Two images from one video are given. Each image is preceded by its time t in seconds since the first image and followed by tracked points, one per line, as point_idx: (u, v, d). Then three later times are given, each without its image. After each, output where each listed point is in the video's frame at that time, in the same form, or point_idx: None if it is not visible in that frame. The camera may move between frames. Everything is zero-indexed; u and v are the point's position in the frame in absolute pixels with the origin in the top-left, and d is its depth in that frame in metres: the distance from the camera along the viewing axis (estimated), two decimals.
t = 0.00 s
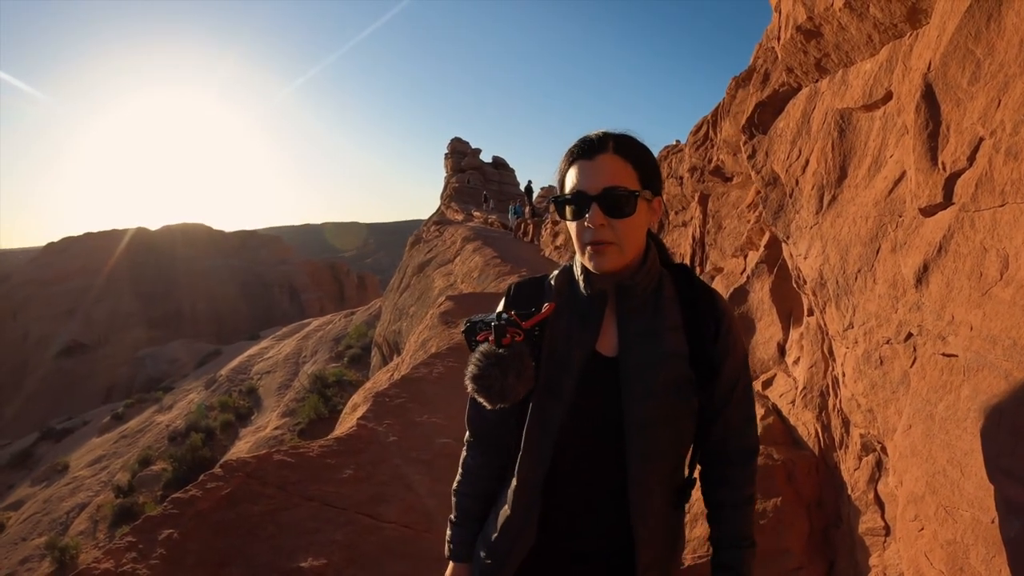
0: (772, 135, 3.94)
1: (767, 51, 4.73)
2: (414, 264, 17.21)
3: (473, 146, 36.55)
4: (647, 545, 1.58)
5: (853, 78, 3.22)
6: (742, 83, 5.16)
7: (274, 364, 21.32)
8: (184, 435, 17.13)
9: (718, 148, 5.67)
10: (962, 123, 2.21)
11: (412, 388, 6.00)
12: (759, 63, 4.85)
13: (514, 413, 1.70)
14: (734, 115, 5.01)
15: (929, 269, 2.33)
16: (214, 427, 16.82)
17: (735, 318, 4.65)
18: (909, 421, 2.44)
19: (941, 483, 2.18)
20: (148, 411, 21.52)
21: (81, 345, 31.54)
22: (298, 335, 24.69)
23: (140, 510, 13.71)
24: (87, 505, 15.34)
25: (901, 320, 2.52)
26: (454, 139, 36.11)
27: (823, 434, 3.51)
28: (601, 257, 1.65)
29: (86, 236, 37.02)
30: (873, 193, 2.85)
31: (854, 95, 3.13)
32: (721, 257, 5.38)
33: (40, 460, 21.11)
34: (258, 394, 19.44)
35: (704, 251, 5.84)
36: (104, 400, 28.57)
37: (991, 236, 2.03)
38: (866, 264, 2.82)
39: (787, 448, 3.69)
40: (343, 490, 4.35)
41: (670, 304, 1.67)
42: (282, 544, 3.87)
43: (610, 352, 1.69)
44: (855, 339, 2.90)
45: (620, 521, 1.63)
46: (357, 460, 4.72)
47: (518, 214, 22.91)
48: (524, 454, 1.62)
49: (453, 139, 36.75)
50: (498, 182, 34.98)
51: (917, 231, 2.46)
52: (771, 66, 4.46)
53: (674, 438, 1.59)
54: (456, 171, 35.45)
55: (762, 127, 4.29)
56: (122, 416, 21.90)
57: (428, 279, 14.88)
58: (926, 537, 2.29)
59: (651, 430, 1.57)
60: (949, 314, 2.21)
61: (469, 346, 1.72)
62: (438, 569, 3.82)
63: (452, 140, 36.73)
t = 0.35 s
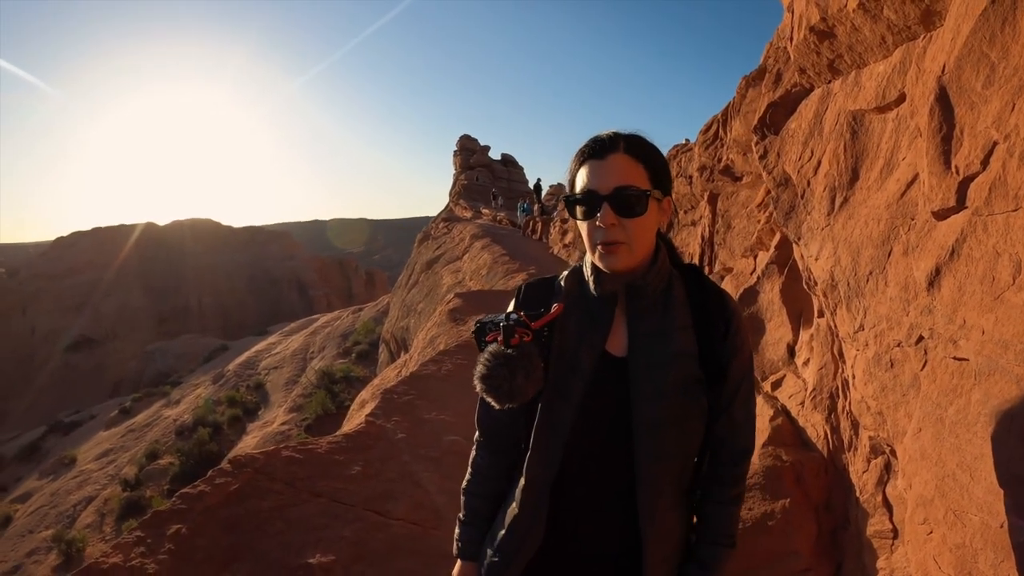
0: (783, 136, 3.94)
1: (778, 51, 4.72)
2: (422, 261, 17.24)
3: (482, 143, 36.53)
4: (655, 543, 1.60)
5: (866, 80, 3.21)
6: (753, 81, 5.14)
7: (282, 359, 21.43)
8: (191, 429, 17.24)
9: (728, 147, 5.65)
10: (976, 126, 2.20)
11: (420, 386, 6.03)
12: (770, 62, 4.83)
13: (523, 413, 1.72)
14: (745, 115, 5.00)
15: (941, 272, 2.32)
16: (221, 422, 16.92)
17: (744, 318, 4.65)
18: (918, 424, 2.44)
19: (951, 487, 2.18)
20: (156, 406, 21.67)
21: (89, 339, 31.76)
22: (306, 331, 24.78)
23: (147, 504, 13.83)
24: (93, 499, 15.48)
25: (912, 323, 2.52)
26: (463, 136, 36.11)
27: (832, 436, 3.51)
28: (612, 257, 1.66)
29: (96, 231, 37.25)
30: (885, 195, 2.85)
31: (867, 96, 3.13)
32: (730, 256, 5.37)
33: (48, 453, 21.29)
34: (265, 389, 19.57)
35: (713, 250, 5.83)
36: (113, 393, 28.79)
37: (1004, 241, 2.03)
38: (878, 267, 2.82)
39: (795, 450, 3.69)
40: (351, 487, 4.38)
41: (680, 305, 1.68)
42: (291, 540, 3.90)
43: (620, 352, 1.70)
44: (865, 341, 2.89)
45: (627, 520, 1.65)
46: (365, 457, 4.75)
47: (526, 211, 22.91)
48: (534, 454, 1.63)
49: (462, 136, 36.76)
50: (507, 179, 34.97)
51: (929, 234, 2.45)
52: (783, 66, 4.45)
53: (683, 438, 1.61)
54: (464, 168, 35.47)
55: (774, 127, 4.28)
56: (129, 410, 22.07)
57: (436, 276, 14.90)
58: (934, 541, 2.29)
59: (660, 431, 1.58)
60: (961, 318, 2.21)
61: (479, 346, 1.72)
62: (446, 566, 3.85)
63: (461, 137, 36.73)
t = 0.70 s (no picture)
0: (796, 140, 3.94)
1: (792, 51, 4.71)
2: (433, 256, 17.29)
3: (494, 139, 36.54)
4: (666, 549, 1.63)
5: (879, 86, 3.22)
6: (766, 80, 5.14)
7: (292, 353, 21.60)
8: (201, 421, 17.40)
9: (740, 147, 5.65)
10: (987, 139, 2.21)
11: (431, 382, 6.09)
12: (783, 63, 4.83)
13: (537, 421, 1.76)
14: (757, 115, 5.01)
15: (950, 283, 2.34)
16: (230, 414, 17.08)
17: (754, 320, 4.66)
18: (925, 433, 2.46)
19: (955, 496, 2.21)
20: (166, 398, 21.91)
21: (102, 331, 32.06)
22: (316, 324, 24.92)
23: (157, 496, 14.01)
24: (103, 489, 15.68)
25: (921, 332, 2.53)
26: (474, 131, 36.11)
27: (840, 440, 3.52)
28: (626, 270, 1.69)
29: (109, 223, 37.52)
30: (896, 203, 2.86)
31: (880, 103, 3.13)
32: (741, 257, 5.38)
33: (59, 443, 21.53)
34: (274, 382, 19.73)
35: (724, 249, 5.84)
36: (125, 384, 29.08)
37: (1014, 255, 2.04)
38: (888, 274, 2.83)
39: (803, 453, 3.71)
40: (361, 484, 4.44)
41: (689, 314, 1.71)
42: (301, 536, 3.96)
43: (632, 360, 1.73)
44: (874, 347, 2.91)
45: (638, 525, 1.68)
46: (375, 453, 4.80)
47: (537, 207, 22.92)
48: (548, 460, 1.67)
49: (473, 132, 36.76)
50: (518, 174, 34.98)
51: (939, 245, 2.47)
52: (797, 70, 4.44)
53: (692, 447, 1.64)
54: (476, 163, 35.49)
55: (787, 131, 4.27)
56: (140, 402, 22.32)
57: (447, 271, 14.96)
58: (938, 548, 2.31)
59: (670, 439, 1.61)
60: (968, 329, 2.22)
61: (495, 357, 1.76)
62: (454, 563, 3.91)
63: (472, 132, 36.77)
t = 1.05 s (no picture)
0: (808, 144, 3.95)
1: (805, 53, 4.70)
2: (444, 251, 17.33)
3: (505, 134, 36.55)
4: (673, 551, 1.68)
5: (891, 92, 3.22)
6: (778, 79, 5.14)
7: (302, 347, 21.75)
8: (212, 415, 17.54)
9: (752, 144, 5.65)
10: (998, 150, 2.23)
11: (442, 379, 6.15)
12: (796, 62, 4.82)
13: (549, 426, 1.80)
14: (770, 114, 5.00)
15: (959, 293, 2.36)
16: (241, 408, 17.23)
17: (765, 322, 4.68)
18: (932, 440, 2.49)
19: (959, 504, 2.24)
20: (177, 391, 22.11)
21: (114, 325, 32.29)
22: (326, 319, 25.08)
23: (167, 488, 14.17)
24: (114, 482, 15.85)
25: (929, 339, 2.55)
26: (485, 126, 36.15)
27: (848, 444, 3.54)
28: (635, 274, 1.73)
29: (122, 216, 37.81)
30: (906, 210, 2.87)
31: (891, 109, 3.14)
32: (752, 256, 5.38)
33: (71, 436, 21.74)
34: (285, 376, 19.89)
35: (734, 248, 5.85)
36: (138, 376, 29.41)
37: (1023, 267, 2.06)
38: (898, 281, 2.85)
39: (811, 457, 3.73)
40: (373, 480, 4.50)
41: (697, 322, 1.75)
42: (314, 533, 4.02)
43: (641, 367, 1.77)
44: (883, 353, 2.93)
45: (646, 528, 1.72)
46: (386, 450, 4.86)
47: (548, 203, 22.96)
48: (558, 466, 1.71)
49: (484, 127, 36.80)
50: (529, 170, 35.00)
51: (948, 253, 2.49)
52: (809, 72, 4.44)
53: (700, 453, 1.68)
54: (487, 158, 35.56)
55: (799, 134, 4.28)
56: (151, 395, 22.52)
57: (458, 267, 15.00)
58: (942, 555, 2.34)
59: (678, 447, 1.65)
60: (976, 339, 2.24)
61: (508, 364, 1.80)
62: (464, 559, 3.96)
63: (484, 127, 36.77)
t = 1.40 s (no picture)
0: (821, 147, 3.95)
1: (818, 54, 4.69)
2: (455, 245, 17.36)
3: (517, 128, 36.53)
4: (681, 553, 1.71)
5: (906, 97, 3.21)
6: (792, 76, 5.13)
7: (313, 340, 21.89)
8: (222, 406, 17.69)
9: (765, 143, 5.64)
10: (1012, 161, 2.24)
11: (453, 375, 6.20)
12: (810, 62, 4.81)
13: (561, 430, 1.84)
14: (783, 112, 4.99)
15: (969, 303, 2.37)
16: (251, 400, 17.38)
17: (775, 324, 4.68)
18: (939, 447, 2.51)
19: (965, 512, 2.26)
20: (188, 382, 22.34)
21: (127, 317, 32.61)
22: (337, 312, 25.20)
23: (176, 479, 14.35)
24: (124, 473, 16.06)
25: (939, 347, 2.57)
26: (497, 120, 36.13)
27: (857, 448, 3.55)
28: (655, 280, 1.75)
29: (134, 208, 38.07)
30: (919, 217, 2.88)
31: (906, 114, 3.13)
32: (764, 255, 5.38)
33: (82, 426, 22.01)
34: (295, 368, 20.03)
35: (746, 246, 5.85)
36: (150, 367, 29.70)
37: None
38: (909, 287, 2.86)
39: (820, 460, 3.75)
40: (384, 476, 4.56)
41: (708, 328, 1.77)
42: (325, 528, 4.09)
43: (653, 373, 1.80)
44: (893, 358, 2.94)
45: (655, 531, 1.76)
46: (397, 446, 4.92)
47: (559, 198, 23.00)
48: (570, 469, 1.75)
49: (496, 121, 36.77)
50: (541, 164, 34.99)
51: (959, 263, 2.51)
52: (823, 75, 4.43)
53: (709, 459, 1.71)
54: (499, 153, 35.55)
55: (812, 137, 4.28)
56: (162, 386, 22.76)
57: (469, 261, 15.03)
58: (946, 563, 2.36)
59: (688, 451, 1.68)
60: (985, 349, 2.26)
61: (523, 370, 1.84)
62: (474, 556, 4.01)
63: (496, 121, 36.77)
